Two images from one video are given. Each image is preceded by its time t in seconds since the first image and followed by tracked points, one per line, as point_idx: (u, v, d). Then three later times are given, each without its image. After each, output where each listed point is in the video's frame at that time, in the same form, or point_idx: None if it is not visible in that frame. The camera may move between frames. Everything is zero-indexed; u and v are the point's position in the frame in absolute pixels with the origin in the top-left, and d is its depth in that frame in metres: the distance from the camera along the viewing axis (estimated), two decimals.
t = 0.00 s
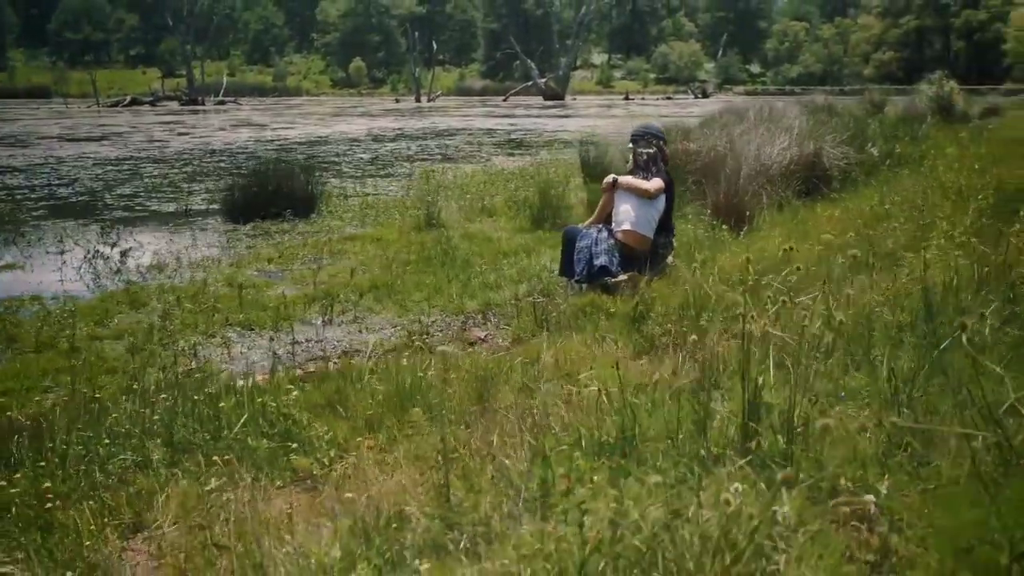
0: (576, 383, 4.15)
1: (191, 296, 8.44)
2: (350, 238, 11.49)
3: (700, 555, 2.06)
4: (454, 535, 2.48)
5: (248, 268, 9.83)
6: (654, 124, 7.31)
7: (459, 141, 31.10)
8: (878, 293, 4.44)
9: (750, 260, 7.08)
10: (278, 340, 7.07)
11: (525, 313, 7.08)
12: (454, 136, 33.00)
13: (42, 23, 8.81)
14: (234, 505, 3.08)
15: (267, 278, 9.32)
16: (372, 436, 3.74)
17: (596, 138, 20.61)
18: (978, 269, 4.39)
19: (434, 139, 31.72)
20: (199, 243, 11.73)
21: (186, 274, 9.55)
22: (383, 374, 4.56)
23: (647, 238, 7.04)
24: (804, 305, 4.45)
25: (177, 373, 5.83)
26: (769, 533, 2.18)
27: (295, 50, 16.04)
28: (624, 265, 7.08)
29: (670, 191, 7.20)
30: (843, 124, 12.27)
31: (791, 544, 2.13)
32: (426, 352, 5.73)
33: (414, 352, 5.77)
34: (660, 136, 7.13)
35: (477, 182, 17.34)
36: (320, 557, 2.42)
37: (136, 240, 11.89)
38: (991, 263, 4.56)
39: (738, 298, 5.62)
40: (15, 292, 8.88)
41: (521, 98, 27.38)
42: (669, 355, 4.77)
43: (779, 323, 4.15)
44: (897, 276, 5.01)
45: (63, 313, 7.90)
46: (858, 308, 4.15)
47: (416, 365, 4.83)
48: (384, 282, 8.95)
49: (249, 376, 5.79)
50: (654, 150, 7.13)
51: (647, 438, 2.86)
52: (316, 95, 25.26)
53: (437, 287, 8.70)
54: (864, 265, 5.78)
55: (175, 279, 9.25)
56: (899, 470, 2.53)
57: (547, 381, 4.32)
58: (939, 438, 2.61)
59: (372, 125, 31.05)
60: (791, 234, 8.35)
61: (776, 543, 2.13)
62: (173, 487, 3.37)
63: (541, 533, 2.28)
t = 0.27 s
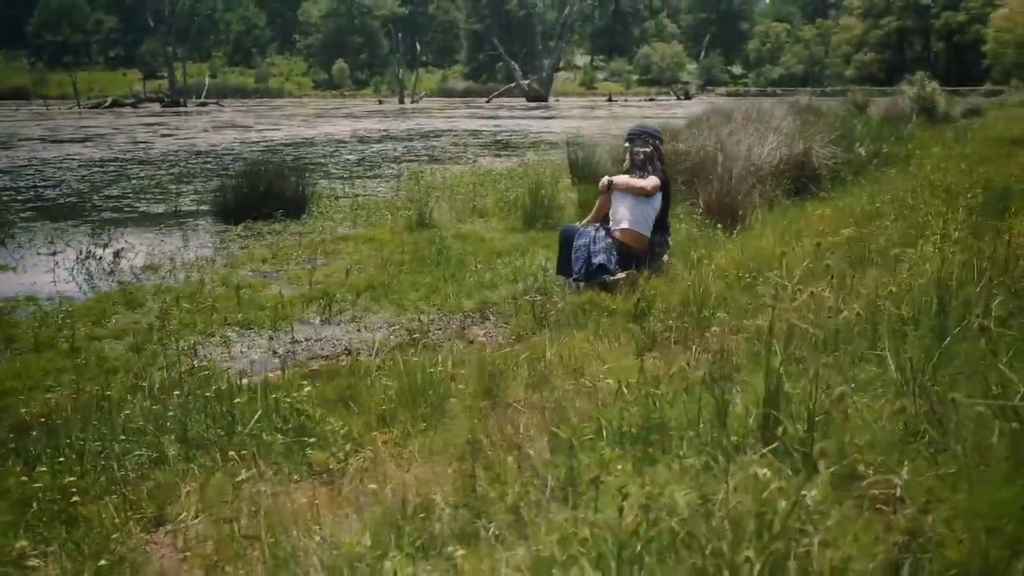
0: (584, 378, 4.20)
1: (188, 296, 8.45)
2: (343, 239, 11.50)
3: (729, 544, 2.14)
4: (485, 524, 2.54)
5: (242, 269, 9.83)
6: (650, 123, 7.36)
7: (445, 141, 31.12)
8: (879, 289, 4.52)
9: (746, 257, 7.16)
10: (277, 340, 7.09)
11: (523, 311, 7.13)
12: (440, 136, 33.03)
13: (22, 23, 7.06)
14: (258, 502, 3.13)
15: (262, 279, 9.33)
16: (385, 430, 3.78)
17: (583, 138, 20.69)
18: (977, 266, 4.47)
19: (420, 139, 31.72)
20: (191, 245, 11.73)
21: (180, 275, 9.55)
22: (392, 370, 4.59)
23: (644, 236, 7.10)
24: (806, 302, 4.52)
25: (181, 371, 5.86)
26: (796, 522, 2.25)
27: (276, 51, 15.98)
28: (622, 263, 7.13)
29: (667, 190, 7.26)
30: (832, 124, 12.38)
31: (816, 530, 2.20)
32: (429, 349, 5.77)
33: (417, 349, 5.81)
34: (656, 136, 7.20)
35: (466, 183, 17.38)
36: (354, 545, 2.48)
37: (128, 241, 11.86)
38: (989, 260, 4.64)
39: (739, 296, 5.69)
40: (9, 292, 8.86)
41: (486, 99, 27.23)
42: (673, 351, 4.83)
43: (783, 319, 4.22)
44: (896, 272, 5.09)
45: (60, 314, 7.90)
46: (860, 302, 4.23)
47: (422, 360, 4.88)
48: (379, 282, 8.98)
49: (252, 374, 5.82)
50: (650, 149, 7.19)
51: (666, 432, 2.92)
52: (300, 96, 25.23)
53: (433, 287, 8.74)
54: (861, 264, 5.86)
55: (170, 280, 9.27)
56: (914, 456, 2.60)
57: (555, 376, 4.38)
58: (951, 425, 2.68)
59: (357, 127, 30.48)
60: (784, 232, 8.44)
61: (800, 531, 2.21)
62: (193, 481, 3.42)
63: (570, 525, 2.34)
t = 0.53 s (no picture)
0: (594, 373, 4.25)
1: (186, 296, 8.44)
2: (337, 240, 11.49)
3: (763, 536, 2.19)
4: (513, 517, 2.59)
5: (238, 270, 9.82)
6: (648, 123, 7.40)
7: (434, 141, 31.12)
8: (882, 285, 4.58)
9: (745, 256, 7.21)
10: (278, 339, 7.10)
11: (524, 309, 7.17)
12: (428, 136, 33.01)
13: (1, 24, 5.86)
14: (281, 497, 3.17)
15: (259, 279, 9.32)
16: (400, 426, 3.81)
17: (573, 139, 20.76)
18: (979, 262, 4.53)
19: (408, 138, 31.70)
20: (185, 245, 11.70)
21: (176, 275, 9.54)
22: (402, 367, 4.62)
23: (643, 235, 7.15)
24: (811, 298, 4.58)
25: (185, 371, 5.87)
26: (821, 508, 2.32)
27: (262, 52, 15.95)
28: (621, 262, 7.18)
29: (665, 189, 7.31)
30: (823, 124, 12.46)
31: (844, 515, 2.27)
32: (434, 346, 5.80)
33: (421, 347, 5.83)
34: (655, 136, 7.24)
35: (457, 183, 17.40)
36: (386, 539, 2.52)
37: (121, 243, 11.83)
38: (990, 256, 4.71)
39: (741, 294, 5.74)
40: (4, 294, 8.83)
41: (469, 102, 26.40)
42: (680, 347, 4.88)
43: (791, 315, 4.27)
44: (897, 269, 5.15)
45: (58, 315, 7.89)
46: (866, 298, 4.28)
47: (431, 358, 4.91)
48: (377, 282, 8.99)
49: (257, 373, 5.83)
50: (649, 149, 7.24)
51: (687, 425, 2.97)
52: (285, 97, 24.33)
53: (432, 286, 8.76)
54: (861, 261, 5.91)
55: (166, 281, 9.25)
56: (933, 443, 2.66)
57: (565, 373, 4.42)
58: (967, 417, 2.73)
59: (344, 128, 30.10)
60: (780, 231, 8.50)
61: (828, 516, 2.27)
62: (214, 477, 3.45)
63: (601, 519, 2.39)
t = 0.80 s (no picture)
0: (608, 368, 4.32)
1: (188, 296, 8.47)
2: (334, 240, 11.52)
3: (802, 521, 2.28)
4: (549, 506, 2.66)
5: (238, 270, 9.84)
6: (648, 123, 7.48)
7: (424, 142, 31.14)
8: (888, 279, 4.67)
9: (745, 254, 7.30)
10: (282, 338, 7.14)
11: (527, 307, 7.24)
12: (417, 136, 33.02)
13: None
14: (313, 490, 3.23)
15: (259, 279, 9.36)
16: (421, 421, 3.88)
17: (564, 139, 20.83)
18: (982, 258, 4.63)
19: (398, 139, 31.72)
20: (182, 246, 11.71)
21: (176, 275, 9.56)
22: (417, 363, 4.68)
23: (644, 234, 7.24)
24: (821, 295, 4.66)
25: (195, 368, 5.91)
26: (853, 495, 2.41)
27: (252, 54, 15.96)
28: (623, 260, 7.26)
29: (665, 189, 7.39)
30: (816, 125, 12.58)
31: (875, 498, 2.36)
32: (441, 343, 5.86)
33: (429, 344, 5.90)
34: (655, 136, 7.32)
35: (450, 185, 17.45)
36: (424, 527, 2.60)
37: (117, 243, 11.82)
38: (993, 252, 4.80)
39: (745, 292, 5.83)
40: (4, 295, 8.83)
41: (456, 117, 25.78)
42: (689, 342, 4.96)
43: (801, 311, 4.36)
44: (900, 264, 5.24)
45: (61, 316, 7.91)
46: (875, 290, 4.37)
47: (445, 353, 4.97)
48: (378, 281, 9.04)
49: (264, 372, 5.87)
50: (650, 149, 7.32)
51: (712, 417, 3.05)
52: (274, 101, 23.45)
53: (433, 286, 8.82)
54: (864, 259, 6.01)
55: (165, 282, 9.27)
56: (956, 430, 2.75)
57: (579, 369, 4.49)
58: (990, 405, 2.82)
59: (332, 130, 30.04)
60: (779, 230, 8.59)
61: (860, 500, 2.36)
62: (242, 470, 3.50)
63: (638, 512, 2.48)
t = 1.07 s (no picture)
0: (623, 365, 4.36)
1: (191, 297, 8.48)
2: (333, 241, 11.53)
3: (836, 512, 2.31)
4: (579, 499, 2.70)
5: (239, 271, 9.85)
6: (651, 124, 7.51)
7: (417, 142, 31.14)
8: (899, 276, 4.71)
9: (748, 253, 7.34)
10: (288, 338, 7.16)
11: (531, 305, 7.28)
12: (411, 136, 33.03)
13: None
14: (337, 484, 3.24)
15: (262, 279, 9.38)
16: (439, 418, 3.90)
17: (559, 140, 20.85)
18: (990, 255, 4.68)
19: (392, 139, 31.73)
20: (180, 247, 11.70)
21: (177, 276, 9.57)
22: (431, 362, 4.70)
23: (648, 234, 7.28)
24: (831, 293, 4.70)
25: (205, 367, 5.93)
26: (884, 485, 2.44)
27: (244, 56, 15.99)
28: (628, 260, 7.30)
29: (668, 189, 7.43)
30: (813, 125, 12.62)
31: (907, 488, 2.39)
32: (450, 342, 5.89)
33: (438, 343, 5.92)
34: (658, 137, 7.36)
35: (447, 185, 17.48)
36: (456, 519, 2.62)
37: (116, 245, 11.82)
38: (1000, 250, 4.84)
39: (752, 290, 5.87)
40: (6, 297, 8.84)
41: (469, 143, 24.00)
42: (701, 340, 5.00)
43: (814, 307, 4.39)
44: (907, 262, 5.28)
45: (65, 316, 7.92)
46: (886, 287, 4.41)
47: (457, 352, 5.00)
48: (381, 281, 9.06)
49: (274, 371, 5.89)
50: (653, 149, 7.35)
51: (734, 410, 3.09)
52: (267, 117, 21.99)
53: (437, 286, 8.85)
54: (869, 257, 6.05)
55: (167, 282, 9.28)
56: (981, 422, 2.79)
57: (593, 366, 4.52)
58: (1011, 398, 2.85)
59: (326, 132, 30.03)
60: (779, 230, 8.64)
61: (892, 490, 2.40)
62: (264, 466, 3.53)
63: (670, 506, 2.51)
